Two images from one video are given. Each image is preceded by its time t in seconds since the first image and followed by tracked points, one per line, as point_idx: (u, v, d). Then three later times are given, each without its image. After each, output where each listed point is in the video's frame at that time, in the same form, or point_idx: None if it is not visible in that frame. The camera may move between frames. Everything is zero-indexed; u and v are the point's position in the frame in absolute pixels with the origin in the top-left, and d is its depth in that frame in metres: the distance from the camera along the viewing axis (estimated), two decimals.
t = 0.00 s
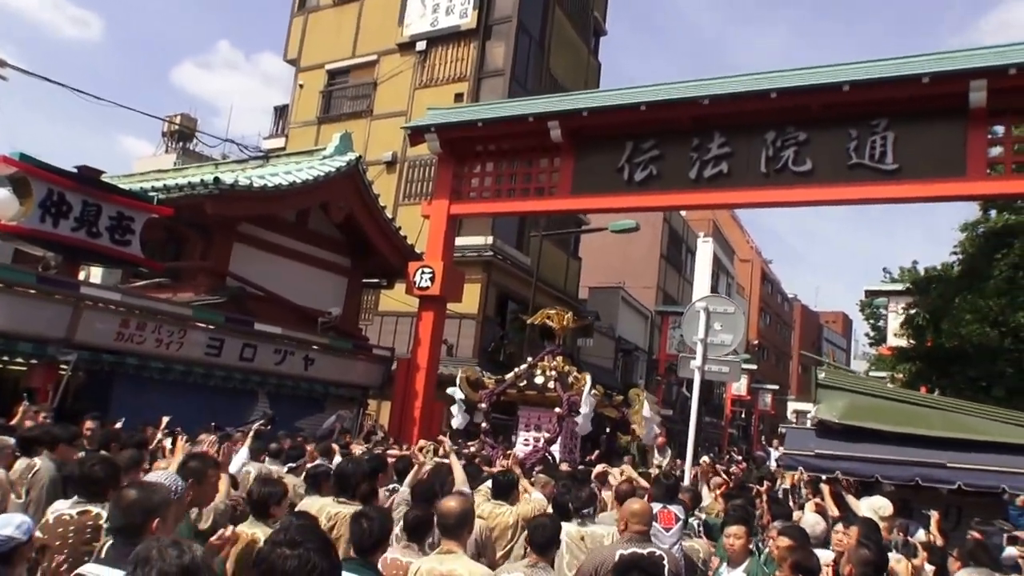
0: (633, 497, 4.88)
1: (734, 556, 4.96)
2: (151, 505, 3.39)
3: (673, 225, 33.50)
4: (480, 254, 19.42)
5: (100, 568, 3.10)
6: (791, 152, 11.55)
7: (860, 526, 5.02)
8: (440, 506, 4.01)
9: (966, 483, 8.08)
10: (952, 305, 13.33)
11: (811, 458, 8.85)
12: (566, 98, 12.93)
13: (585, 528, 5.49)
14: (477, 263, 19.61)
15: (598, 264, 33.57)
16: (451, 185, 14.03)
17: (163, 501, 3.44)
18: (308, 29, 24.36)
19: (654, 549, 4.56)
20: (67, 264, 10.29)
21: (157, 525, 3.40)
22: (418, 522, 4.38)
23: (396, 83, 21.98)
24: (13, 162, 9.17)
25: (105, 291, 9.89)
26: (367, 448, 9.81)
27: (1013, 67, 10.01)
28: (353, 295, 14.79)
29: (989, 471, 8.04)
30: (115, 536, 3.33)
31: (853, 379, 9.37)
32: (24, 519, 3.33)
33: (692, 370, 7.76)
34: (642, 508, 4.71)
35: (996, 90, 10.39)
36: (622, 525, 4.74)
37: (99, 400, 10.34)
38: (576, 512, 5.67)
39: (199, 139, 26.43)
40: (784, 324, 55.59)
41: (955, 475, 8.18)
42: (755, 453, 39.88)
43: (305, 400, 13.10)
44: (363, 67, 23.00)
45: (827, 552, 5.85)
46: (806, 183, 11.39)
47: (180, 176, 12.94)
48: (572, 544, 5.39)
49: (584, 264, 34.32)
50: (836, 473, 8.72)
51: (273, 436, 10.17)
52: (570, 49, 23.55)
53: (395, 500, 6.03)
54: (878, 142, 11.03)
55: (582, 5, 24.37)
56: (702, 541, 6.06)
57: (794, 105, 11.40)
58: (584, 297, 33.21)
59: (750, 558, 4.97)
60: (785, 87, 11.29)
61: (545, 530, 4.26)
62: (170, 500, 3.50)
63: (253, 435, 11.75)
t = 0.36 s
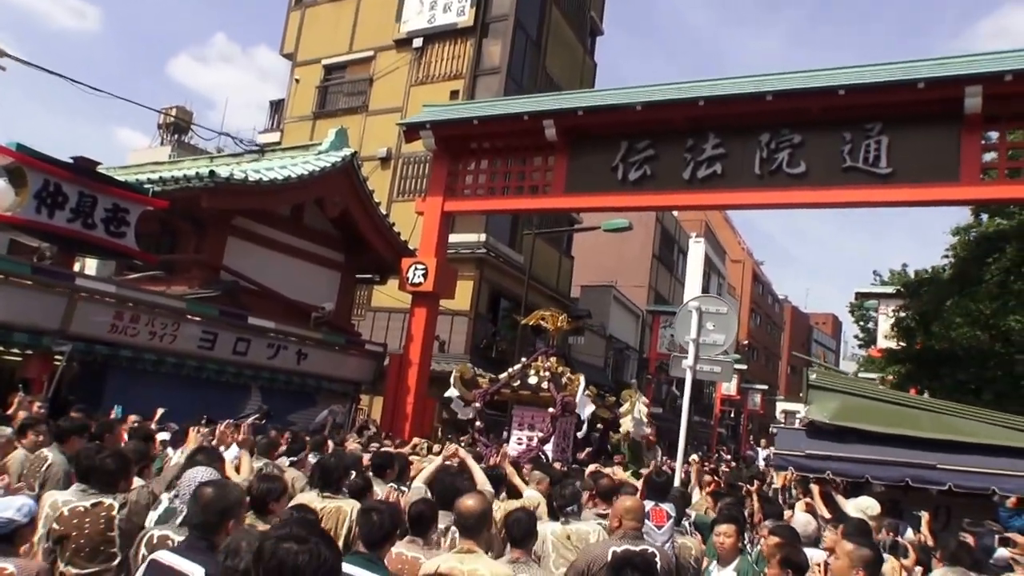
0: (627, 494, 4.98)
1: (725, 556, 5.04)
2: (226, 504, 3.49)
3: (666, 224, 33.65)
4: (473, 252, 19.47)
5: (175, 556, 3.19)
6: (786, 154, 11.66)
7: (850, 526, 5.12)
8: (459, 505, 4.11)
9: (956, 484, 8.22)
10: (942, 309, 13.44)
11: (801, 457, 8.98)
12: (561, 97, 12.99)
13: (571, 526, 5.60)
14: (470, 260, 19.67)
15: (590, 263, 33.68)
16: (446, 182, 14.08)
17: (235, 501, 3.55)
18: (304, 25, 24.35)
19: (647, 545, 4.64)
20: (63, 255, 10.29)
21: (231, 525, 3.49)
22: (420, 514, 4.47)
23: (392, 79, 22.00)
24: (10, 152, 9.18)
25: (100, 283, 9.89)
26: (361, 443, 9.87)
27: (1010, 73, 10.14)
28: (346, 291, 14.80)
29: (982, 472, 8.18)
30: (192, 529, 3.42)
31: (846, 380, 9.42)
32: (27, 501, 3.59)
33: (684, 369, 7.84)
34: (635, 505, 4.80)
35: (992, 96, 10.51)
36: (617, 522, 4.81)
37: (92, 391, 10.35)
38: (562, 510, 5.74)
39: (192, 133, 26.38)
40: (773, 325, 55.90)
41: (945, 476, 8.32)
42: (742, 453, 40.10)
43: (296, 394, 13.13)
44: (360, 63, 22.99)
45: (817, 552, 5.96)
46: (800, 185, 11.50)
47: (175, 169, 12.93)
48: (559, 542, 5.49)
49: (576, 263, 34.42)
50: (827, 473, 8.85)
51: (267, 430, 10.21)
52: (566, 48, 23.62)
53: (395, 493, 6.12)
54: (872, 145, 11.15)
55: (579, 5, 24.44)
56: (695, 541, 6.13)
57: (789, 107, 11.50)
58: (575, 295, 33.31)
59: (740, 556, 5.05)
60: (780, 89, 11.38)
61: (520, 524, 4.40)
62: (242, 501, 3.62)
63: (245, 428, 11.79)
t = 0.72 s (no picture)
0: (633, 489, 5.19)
1: (724, 550, 5.21)
2: (292, 493, 3.66)
3: (667, 220, 33.78)
4: (476, 245, 19.63)
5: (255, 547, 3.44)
6: (789, 150, 11.80)
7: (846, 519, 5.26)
8: (489, 500, 4.20)
9: (960, 481, 8.43)
10: (947, 305, 13.48)
11: (804, 453, 9.16)
12: (566, 93, 13.12)
13: (571, 518, 5.80)
14: (473, 254, 19.83)
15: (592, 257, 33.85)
16: (450, 176, 14.24)
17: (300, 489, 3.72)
18: (311, 19, 24.48)
19: (652, 537, 4.83)
20: (74, 245, 10.46)
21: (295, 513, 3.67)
22: (419, 502, 4.73)
23: (397, 74, 22.11)
24: (25, 144, 9.34)
25: (110, 272, 10.09)
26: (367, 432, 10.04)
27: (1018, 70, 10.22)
28: (350, 283, 14.97)
29: (986, 470, 8.40)
30: (259, 516, 3.59)
31: (848, 376, 9.69)
32: (63, 488, 3.75)
33: (686, 363, 8.01)
34: (641, 498, 5.03)
35: (999, 94, 10.62)
36: (623, 514, 5.01)
37: (100, 378, 10.54)
38: (564, 501, 5.97)
39: (198, 125, 26.58)
40: (773, 320, 56.09)
41: (948, 473, 8.53)
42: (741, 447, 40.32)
43: (300, 383, 13.31)
44: (365, 58, 23.11)
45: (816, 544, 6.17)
46: (804, 181, 11.64)
47: (183, 161, 13.08)
48: (561, 533, 5.69)
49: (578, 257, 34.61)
50: (828, 469, 9.03)
51: (273, 418, 10.39)
52: (570, 44, 23.72)
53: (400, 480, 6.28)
54: (877, 142, 11.27)
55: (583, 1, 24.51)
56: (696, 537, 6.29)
57: (793, 103, 11.62)
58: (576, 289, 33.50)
59: (739, 549, 5.23)
60: (785, 86, 11.49)
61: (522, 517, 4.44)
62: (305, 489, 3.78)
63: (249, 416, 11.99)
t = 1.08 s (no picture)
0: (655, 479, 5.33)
1: (734, 538, 5.35)
2: (301, 477, 3.83)
3: (676, 212, 33.86)
4: (487, 236, 19.79)
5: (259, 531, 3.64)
6: (799, 143, 11.88)
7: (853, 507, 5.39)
8: (511, 489, 4.37)
9: (971, 473, 8.51)
10: (956, 298, 13.56)
11: (813, 444, 9.35)
12: (577, 86, 13.23)
13: (580, 506, 5.98)
14: (483, 245, 20.00)
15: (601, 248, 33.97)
16: (461, 167, 14.39)
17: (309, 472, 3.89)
18: (325, 13, 24.63)
19: (671, 525, 4.99)
20: (95, 234, 10.68)
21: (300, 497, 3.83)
22: (433, 488, 4.84)
23: (410, 67, 22.24)
24: (49, 136, 9.54)
25: (130, 261, 10.29)
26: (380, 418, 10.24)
27: None
28: (362, 273, 15.16)
29: (996, 462, 8.43)
30: (271, 501, 3.74)
31: (858, 367, 9.84)
32: (112, 473, 4.05)
33: (695, 353, 8.15)
34: (661, 488, 5.15)
35: (1011, 88, 10.63)
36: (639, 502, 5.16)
37: (119, 363, 10.78)
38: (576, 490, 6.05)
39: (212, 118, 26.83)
40: (780, 312, 56.09)
41: (960, 465, 8.60)
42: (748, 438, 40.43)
43: (312, 370, 13.52)
44: (378, 52, 23.22)
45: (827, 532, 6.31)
46: (813, 173, 11.72)
47: (200, 152, 13.28)
48: (571, 520, 5.84)
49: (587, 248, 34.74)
50: (838, 460, 9.21)
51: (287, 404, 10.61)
52: (581, 37, 23.78)
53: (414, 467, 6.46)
54: (887, 135, 11.33)
55: None
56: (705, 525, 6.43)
57: (803, 97, 11.71)
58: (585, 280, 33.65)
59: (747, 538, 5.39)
60: (796, 79, 11.58)
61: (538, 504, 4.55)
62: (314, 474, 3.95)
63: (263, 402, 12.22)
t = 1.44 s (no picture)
0: (661, 466, 5.48)
1: (743, 527, 5.47)
2: (293, 454, 3.94)
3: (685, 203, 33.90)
4: (496, 227, 19.93)
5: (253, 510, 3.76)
6: (808, 134, 11.94)
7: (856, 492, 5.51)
8: (514, 474, 4.54)
9: (983, 465, 8.53)
10: (966, 290, 13.59)
11: (824, 434, 9.51)
12: (586, 78, 13.33)
13: (590, 494, 6.11)
14: (493, 235, 20.14)
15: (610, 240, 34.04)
16: (471, 159, 14.52)
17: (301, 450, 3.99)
18: (336, 7, 24.77)
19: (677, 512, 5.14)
20: (115, 224, 10.91)
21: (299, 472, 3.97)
22: (447, 477, 5.01)
23: (421, 61, 22.35)
24: (71, 129, 9.75)
25: (147, 251, 10.48)
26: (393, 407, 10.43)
27: None
28: (373, 263, 15.32)
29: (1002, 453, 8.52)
30: (265, 481, 3.89)
31: (867, 358, 9.96)
32: (141, 455, 4.30)
33: (703, 343, 8.27)
34: (669, 475, 5.30)
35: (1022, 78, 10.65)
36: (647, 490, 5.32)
37: (137, 351, 11.01)
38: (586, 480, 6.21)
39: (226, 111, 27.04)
40: (790, 303, 55.99)
41: (972, 457, 8.64)
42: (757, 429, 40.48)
43: (325, 359, 13.73)
44: (389, 46, 23.35)
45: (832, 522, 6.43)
46: (822, 164, 11.79)
47: (215, 145, 13.48)
48: (581, 507, 5.98)
49: (596, 240, 34.83)
50: (848, 450, 9.34)
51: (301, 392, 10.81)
52: (590, 29, 23.80)
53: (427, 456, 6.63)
54: (897, 126, 11.38)
55: None
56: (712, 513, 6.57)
57: (812, 88, 11.77)
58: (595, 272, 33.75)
59: (757, 528, 5.49)
60: (804, 71, 11.64)
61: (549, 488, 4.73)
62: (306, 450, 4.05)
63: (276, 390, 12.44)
